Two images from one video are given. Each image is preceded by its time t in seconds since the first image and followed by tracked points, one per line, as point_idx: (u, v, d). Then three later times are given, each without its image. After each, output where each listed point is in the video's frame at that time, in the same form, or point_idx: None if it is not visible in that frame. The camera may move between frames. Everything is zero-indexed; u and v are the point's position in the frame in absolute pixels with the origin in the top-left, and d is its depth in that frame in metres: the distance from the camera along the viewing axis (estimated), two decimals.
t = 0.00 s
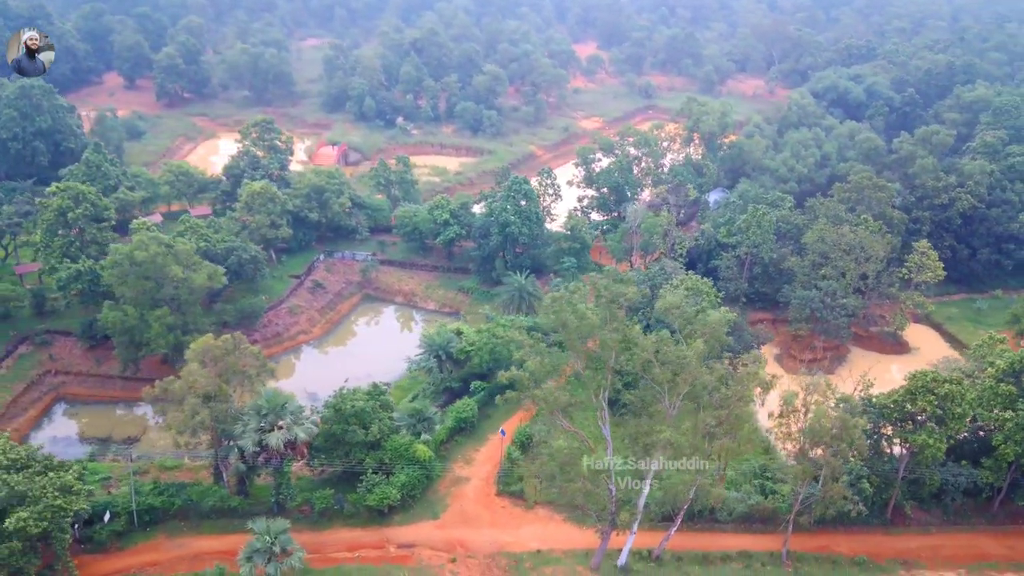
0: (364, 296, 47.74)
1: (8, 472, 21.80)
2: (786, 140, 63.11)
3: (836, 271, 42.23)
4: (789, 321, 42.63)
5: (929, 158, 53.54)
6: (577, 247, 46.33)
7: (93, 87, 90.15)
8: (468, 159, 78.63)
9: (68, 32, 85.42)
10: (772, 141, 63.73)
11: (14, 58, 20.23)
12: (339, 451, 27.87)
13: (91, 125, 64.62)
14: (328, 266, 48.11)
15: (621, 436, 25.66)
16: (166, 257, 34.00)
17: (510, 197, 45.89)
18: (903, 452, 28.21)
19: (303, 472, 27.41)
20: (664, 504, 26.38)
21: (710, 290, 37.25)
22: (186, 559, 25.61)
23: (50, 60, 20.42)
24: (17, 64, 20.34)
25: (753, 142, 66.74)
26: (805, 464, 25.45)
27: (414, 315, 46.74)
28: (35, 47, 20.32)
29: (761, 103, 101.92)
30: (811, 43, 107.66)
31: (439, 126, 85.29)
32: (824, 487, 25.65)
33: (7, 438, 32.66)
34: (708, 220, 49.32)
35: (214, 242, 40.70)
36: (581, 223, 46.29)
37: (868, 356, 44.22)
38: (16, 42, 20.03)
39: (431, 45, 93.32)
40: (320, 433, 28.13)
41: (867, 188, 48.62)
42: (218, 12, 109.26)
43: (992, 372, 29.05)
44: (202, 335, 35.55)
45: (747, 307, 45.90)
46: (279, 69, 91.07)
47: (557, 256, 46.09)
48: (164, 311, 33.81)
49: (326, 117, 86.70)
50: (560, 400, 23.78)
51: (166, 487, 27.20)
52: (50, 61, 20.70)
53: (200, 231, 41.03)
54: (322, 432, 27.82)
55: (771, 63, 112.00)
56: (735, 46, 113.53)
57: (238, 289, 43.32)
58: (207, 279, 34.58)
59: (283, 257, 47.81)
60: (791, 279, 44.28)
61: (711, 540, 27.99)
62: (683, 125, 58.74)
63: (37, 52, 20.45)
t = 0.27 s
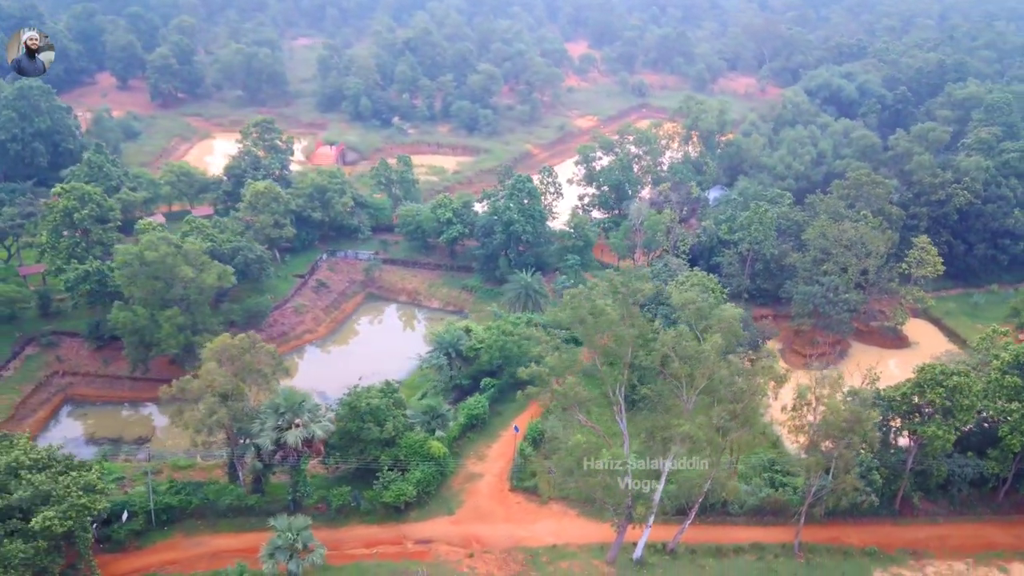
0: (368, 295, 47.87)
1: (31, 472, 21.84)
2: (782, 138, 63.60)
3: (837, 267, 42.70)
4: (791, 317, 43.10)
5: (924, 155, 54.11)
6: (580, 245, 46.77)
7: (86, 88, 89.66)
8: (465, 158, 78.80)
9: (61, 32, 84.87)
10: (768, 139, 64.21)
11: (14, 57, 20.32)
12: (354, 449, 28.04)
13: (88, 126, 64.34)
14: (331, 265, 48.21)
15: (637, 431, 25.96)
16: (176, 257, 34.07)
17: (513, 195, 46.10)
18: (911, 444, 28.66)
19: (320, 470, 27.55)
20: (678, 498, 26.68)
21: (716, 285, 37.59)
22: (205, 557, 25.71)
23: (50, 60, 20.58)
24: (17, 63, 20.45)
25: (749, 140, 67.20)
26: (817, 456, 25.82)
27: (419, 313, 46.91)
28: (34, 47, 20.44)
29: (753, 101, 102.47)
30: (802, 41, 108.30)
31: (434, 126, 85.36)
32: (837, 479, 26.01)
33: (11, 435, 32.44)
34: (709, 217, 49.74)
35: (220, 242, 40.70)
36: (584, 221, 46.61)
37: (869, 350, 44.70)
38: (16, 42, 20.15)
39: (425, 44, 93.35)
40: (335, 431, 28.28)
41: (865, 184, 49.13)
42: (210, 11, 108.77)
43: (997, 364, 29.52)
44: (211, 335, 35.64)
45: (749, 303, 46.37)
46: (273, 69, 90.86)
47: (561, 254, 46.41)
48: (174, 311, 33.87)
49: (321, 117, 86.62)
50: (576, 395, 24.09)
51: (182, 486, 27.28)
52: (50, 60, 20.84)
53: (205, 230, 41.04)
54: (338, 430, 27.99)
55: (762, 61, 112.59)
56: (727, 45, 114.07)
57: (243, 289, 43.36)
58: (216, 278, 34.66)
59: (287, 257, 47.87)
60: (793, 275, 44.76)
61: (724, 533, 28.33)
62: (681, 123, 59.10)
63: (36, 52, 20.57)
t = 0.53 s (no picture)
0: (370, 294, 47.98)
1: (52, 473, 21.89)
2: (776, 135, 64.19)
3: (837, 262, 43.22)
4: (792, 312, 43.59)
5: (918, 152, 54.78)
6: (582, 242, 47.40)
7: (77, 89, 89.07)
8: (460, 157, 78.99)
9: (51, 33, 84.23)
10: (763, 136, 64.70)
11: (14, 57, 19.77)
12: (368, 446, 28.19)
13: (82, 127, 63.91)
14: (332, 265, 48.25)
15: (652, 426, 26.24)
16: (184, 258, 34.13)
17: (514, 193, 46.44)
18: (916, 436, 29.14)
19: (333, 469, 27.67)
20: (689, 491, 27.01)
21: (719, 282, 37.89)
22: (221, 556, 25.77)
23: (51, 60, 20.07)
24: (17, 63, 19.87)
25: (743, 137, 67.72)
26: (828, 448, 26.19)
27: (422, 311, 47.09)
28: (35, 47, 19.94)
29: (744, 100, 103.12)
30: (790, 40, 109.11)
31: (428, 125, 85.45)
32: (847, 470, 26.40)
33: (11, 432, 31.88)
34: (707, 214, 50.20)
35: (224, 242, 40.72)
36: (585, 219, 47.02)
37: (868, 344, 45.29)
38: (16, 41, 19.64)
39: (417, 44, 93.38)
40: (349, 430, 28.41)
41: (861, 181, 49.73)
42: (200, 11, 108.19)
43: (999, 357, 30.03)
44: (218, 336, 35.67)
45: (748, 298, 46.86)
46: (266, 69, 90.59)
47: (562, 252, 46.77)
48: (182, 312, 33.92)
49: (315, 117, 86.48)
50: (592, 390, 24.37)
51: (197, 486, 27.35)
52: (50, 60, 20.34)
53: (208, 231, 41.03)
54: (351, 428, 28.13)
55: (751, 59, 113.33)
56: (716, 44, 114.77)
57: (246, 289, 43.39)
58: (224, 279, 34.76)
59: (288, 256, 47.92)
60: (792, 271, 45.24)
61: (734, 525, 28.72)
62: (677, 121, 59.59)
63: (36, 52, 20.05)
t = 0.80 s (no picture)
0: (371, 293, 48.02)
1: (71, 474, 21.92)
2: (769, 133, 64.76)
3: (836, 258, 43.71)
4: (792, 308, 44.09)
5: (910, 149, 55.44)
6: (584, 240, 47.89)
7: (65, 90, 88.37)
8: (454, 156, 79.16)
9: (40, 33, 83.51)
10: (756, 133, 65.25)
11: (13, 57, 18.23)
12: (380, 444, 28.34)
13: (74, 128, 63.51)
14: (332, 264, 48.30)
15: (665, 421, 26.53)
16: (191, 258, 34.13)
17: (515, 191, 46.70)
18: (920, 427, 29.64)
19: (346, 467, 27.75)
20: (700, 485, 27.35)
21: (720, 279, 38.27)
22: (238, 555, 25.86)
23: (52, 61, 18.47)
24: (16, 64, 18.35)
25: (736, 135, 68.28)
26: (837, 441, 26.59)
27: (423, 309, 47.15)
28: (35, 47, 18.32)
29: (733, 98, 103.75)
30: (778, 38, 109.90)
31: (421, 125, 85.48)
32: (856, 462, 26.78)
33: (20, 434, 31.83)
34: (705, 211, 50.64)
35: (227, 243, 40.69)
36: (585, 217, 47.34)
37: (866, 338, 45.85)
38: (16, 41, 18.09)
39: (407, 44, 93.32)
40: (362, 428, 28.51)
41: (856, 177, 50.32)
42: (188, 10, 107.56)
43: (1000, 349, 30.57)
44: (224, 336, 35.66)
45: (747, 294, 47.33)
46: (257, 69, 90.24)
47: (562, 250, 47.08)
48: (189, 312, 33.92)
49: (307, 117, 86.31)
50: (608, 386, 24.63)
51: (211, 486, 27.40)
52: (52, 60, 18.68)
53: (211, 231, 40.98)
54: (364, 426, 28.25)
55: (739, 58, 114.00)
56: (704, 43, 115.40)
57: (248, 290, 43.37)
58: (230, 279, 34.79)
59: (289, 256, 47.94)
60: (790, 267, 45.72)
61: (743, 518, 29.09)
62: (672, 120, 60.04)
63: (37, 52, 18.44)
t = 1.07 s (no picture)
0: (372, 293, 48.03)
1: (91, 475, 21.96)
2: (762, 131, 65.33)
3: (834, 253, 44.20)
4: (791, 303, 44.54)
5: (903, 145, 56.10)
6: (584, 238, 48.27)
7: (54, 91, 87.67)
8: (448, 155, 79.29)
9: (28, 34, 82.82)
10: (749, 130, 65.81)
11: (14, 57, 19.88)
12: (392, 442, 28.44)
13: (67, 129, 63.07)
14: (332, 264, 48.32)
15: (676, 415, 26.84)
16: (197, 259, 34.17)
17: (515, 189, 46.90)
18: (924, 419, 30.09)
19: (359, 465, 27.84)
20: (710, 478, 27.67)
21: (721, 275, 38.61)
22: (254, 554, 25.94)
23: (51, 60, 20.15)
24: (17, 63, 19.98)
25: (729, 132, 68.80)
26: (846, 433, 26.93)
27: (425, 309, 47.20)
28: (35, 47, 20.01)
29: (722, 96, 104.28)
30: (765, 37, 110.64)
31: (414, 124, 85.50)
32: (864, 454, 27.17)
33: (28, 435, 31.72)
34: (702, 208, 51.07)
35: (230, 243, 40.66)
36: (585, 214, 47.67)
37: (864, 332, 46.39)
38: (16, 42, 19.72)
39: (398, 43, 93.26)
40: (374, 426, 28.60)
41: (851, 174, 50.88)
42: (176, 11, 106.87)
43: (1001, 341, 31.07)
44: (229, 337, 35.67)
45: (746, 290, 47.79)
46: (248, 69, 89.86)
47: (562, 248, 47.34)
48: (196, 312, 33.98)
49: (299, 117, 86.10)
50: (624, 381, 24.89)
51: (224, 485, 27.47)
52: (50, 60, 20.39)
53: (213, 231, 40.92)
54: (376, 424, 28.36)
55: (727, 56, 114.58)
56: (692, 41, 115.95)
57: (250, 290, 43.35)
58: (236, 279, 34.86)
59: (290, 256, 47.95)
60: (788, 263, 46.19)
61: (752, 511, 29.46)
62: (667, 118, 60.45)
63: (37, 52, 20.12)
